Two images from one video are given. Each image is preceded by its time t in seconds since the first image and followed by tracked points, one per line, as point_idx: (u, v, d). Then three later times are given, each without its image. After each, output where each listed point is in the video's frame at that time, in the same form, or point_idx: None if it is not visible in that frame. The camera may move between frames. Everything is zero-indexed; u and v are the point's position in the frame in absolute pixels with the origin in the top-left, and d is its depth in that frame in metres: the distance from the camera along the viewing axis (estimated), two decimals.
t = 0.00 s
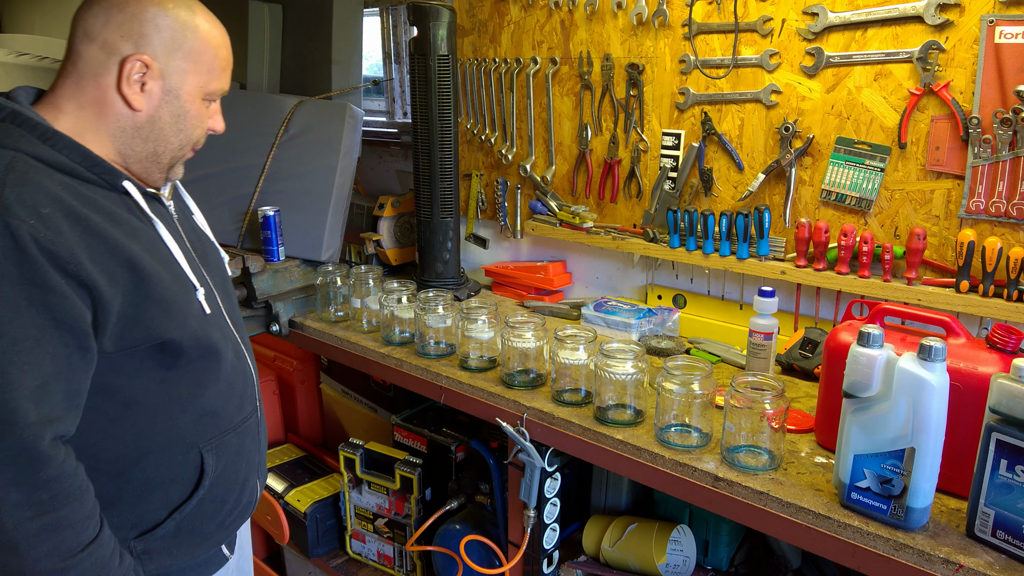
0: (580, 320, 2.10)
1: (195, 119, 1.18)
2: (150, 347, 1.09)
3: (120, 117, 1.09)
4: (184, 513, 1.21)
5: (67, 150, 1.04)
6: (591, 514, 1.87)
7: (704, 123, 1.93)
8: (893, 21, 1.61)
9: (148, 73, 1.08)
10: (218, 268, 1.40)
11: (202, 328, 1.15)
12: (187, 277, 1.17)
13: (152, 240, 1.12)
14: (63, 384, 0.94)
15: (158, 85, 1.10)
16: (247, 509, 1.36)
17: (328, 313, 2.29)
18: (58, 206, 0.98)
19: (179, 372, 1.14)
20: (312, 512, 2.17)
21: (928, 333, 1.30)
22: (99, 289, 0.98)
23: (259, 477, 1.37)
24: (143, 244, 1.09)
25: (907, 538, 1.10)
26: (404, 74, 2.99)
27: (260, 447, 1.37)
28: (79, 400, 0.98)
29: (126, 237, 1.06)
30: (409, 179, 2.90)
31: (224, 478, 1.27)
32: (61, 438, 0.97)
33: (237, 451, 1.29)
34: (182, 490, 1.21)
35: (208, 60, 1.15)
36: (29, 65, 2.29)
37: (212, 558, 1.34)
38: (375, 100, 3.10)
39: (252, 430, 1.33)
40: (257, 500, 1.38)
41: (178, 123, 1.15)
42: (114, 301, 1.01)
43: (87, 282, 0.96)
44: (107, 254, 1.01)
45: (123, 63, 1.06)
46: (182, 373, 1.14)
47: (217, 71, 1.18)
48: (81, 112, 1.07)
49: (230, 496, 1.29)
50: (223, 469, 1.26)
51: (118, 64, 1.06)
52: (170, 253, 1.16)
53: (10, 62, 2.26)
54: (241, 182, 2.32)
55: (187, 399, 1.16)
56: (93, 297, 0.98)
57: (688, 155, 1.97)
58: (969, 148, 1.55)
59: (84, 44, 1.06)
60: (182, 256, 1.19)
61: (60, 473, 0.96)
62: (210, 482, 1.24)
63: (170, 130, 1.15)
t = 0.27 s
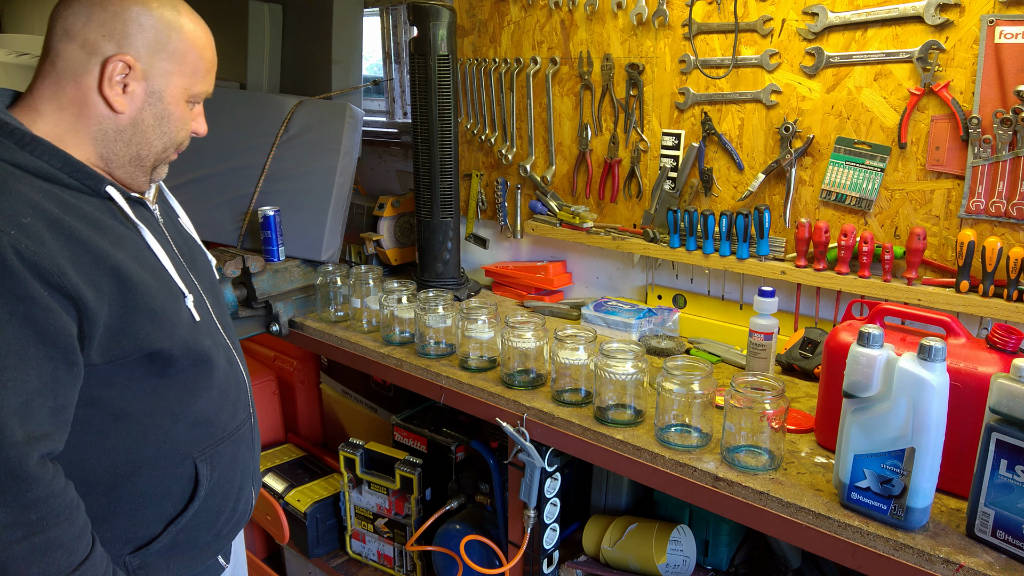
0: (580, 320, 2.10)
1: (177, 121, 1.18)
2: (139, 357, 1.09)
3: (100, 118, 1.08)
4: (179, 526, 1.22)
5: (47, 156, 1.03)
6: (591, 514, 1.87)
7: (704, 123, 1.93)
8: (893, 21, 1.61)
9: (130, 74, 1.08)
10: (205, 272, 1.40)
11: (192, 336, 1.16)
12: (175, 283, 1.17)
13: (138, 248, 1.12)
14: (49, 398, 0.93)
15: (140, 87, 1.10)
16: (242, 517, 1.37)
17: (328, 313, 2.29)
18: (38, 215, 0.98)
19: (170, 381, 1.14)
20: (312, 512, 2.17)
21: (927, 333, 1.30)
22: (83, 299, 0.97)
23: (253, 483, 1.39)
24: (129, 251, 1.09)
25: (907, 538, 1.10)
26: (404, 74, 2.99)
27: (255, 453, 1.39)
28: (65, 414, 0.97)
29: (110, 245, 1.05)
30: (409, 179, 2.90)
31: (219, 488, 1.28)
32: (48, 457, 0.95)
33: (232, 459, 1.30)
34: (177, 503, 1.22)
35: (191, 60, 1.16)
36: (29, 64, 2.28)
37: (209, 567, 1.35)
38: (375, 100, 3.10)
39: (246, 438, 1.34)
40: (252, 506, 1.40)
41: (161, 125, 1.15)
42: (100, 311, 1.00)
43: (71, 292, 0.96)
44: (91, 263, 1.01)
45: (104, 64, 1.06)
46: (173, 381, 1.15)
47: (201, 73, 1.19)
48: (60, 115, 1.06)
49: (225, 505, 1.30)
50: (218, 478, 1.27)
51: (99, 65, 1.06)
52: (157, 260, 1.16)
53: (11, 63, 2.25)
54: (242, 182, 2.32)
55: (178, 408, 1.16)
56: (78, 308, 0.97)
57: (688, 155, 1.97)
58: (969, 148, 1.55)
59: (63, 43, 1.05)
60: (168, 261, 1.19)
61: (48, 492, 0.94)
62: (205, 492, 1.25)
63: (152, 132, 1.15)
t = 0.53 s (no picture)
0: (580, 320, 2.10)
1: (167, 118, 1.18)
2: (137, 360, 1.09)
3: (90, 120, 1.08)
4: (182, 527, 1.23)
5: (36, 160, 1.03)
6: (591, 514, 1.87)
7: (704, 123, 1.93)
8: (893, 21, 1.61)
9: (119, 73, 1.08)
10: (200, 270, 1.41)
11: (189, 337, 1.16)
12: (170, 285, 1.18)
13: (132, 250, 1.12)
14: (48, 404, 0.93)
15: (129, 86, 1.10)
16: (242, 517, 1.38)
17: (328, 313, 2.29)
18: (31, 220, 0.97)
19: (171, 382, 1.15)
20: (312, 512, 2.17)
21: (928, 333, 1.30)
22: (79, 304, 0.97)
23: (254, 482, 1.40)
24: (123, 253, 1.09)
25: (907, 538, 1.10)
26: (404, 74, 2.99)
27: (255, 451, 1.39)
28: (64, 420, 0.96)
29: (104, 249, 1.06)
30: (409, 179, 2.90)
31: (221, 488, 1.29)
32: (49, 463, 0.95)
33: (233, 459, 1.31)
34: (178, 504, 1.22)
35: (180, 56, 1.16)
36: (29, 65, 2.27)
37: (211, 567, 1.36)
38: (375, 100, 3.10)
39: (245, 438, 1.35)
40: (253, 504, 1.42)
41: (152, 123, 1.16)
42: (97, 315, 1.01)
43: (66, 297, 0.96)
44: (86, 267, 1.01)
45: (92, 63, 1.06)
46: (173, 383, 1.15)
47: (189, 68, 1.20)
48: (49, 117, 1.06)
49: (227, 504, 1.31)
50: (219, 478, 1.28)
51: (86, 65, 1.06)
52: (153, 262, 1.16)
53: (11, 63, 2.25)
54: (242, 182, 2.32)
55: (178, 409, 1.16)
56: (75, 312, 0.97)
57: (688, 154, 1.97)
58: (969, 148, 1.55)
59: (48, 43, 1.05)
60: (164, 263, 1.19)
61: (51, 498, 0.94)
62: (207, 492, 1.25)
63: (143, 131, 1.15)
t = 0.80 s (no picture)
0: (580, 320, 2.10)
1: (169, 115, 1.18)
2: (142, 358, 1.09)
3: (93, 120, 1.09)
4: (187, 521, 1.22)
5: (40, 159, 1.03)
6: (591, 514, 1.87)
7: (704, 123, 1.93)
8: (893, 21, 1.61)
9: (120, 73, 1.08)
10: (202, 267, 1.41)
11: (193, 333, 1.16)
12: (173, 282, 1.18)
13: (136, 248, 1.12)
14: (52, 403, 0.93)
15: (131, 85, 1.10)
16: (247, 512, 1.37)
17: (328, 313, 2.29)
18: (35, 220, 0.97)
19: (174, 378, 1.14)
20: (312, 512, 2.17)
21: (928, 333, 1.30)
22: (83, 302, 0.98)
23: (258, 477, 1.40)
24: (126, 252, 1.09)
25: (907, 538, 1.10)
26: (404, 74, 2.99)
27: (259, 447, 1.39)
28: (70, 417, 0.97)
29: (107, 247, 1.06)
30: (409, 179, 2.90)
31: (226, 482, 1.28)
32: (53, 461, 0.96)
33: (237, 454, 1.30)
34: (184, 499, 1.22)
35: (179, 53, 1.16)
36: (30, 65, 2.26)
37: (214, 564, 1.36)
38: (375, 100, 3.10)
39: (249, 433, 1.35)
40: (257, 500, 1.41)
41: (154, 121, 1.16)
42: (101, 314, 1.01)
43: (70, 296, 0.96)
44: (89, 266, 1.01)
45: (93, 64, 1.06)
46: (177, 379, 1.15)
47: (189, 64, 1.19)
48: (51, 118, 1.06)
49: (232, 499, 1.31)
50: (224, 473, 1.27)
51: (87, 66, 1.06)
52: (155, 259, 1.16)
53: (11, 63, 2.25)
54: (242, 182, 2.32)
55: (181, 405, 1.16)
56: (79, 311, 0.97)
57: (688, 154, 1.97)
58: (969, 148, 1.55)
59: (48, 46, 1.04)
60: (167, 260, 1.19)
61: (55, 496, 0.94)
62: (212, 487, 1.25)
63: (145, 129, 1.15)
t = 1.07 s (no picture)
0: (580, 320, 2.10)
1: (182, 117, 1.18)
2: (148, 353, 1.09)
3: (108, 122, 1.09)
4: (189, 515, 1.22)
5: (52, 156, 1.03)
6: (591, 514, 1.87)
7: (704, 123, 1.93)
8: (893, 21, 1.61)
9: (136, 77, 1.08)
10: (210, 265, 1.41)
11: (200, 330, 1.16)
12: (181, 279, 1.18)
13: (145, 245, 1.12)
14: (62, 396, 0.94)
15: (147, 89, 1.10)
16: (247, 508, 1.36)
17: (328, 313, 2.29)
18: (47, 216, 0.98)
19: (179, 373, 1.14)
20: (312, 512, 2.17)
21: (928, 333, 1.30)
22: (93, 297, 0.98)
23: (259, 474, 1.39)
24: (136, 248, 1.09)
25: (907, 538, 1.10)
26: (404, 74, 2.99)
27: (261, 444, 1.39)
28: (78, 411, 0.97)
29: (117, 243, 1.06)
30: (409, 179, 2.90)
31: (228, 478, 1.28)
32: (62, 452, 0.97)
33: (240, 450, 1.30)
34: (187, 492, 1.21)
35: (194, 56, 1.16)
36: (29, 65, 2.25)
37: (215, 558, 1.34)
38: (375, 100, 3.10)
39: (252, 430, 1.34)
40: (258, 497, 1.40)
41: (168, 123, 1.16)
42: (110, 309, 1.01)
43: (81, 291, 0.96)
44: (99, 262, 1.01)
45: (111, 69, 1.06)
46: (183, 374, 1.15)
47: (202, 67, 1.19)
48: (66, 119, 1.06)
49: (234, 495, 1.30)
50: (227, 468, 1.27)
51: (106, 70, 1.06)
52: (164, 256, 1.16)
53: (10, 63, 2.25)
54: (242, 182, 2.32)
55: (186, 400, 1.16)
56: (88, 306, 0.98)
57: (688, 154, 1.97)
58: (969, 148, 1.55)
59: (66, 49, 1.04)
60: (175, 257, 1.20)
61: (63, 486, 0.95)
62: (215, 481, 1.24)
63: (159, 131, 1.16)
